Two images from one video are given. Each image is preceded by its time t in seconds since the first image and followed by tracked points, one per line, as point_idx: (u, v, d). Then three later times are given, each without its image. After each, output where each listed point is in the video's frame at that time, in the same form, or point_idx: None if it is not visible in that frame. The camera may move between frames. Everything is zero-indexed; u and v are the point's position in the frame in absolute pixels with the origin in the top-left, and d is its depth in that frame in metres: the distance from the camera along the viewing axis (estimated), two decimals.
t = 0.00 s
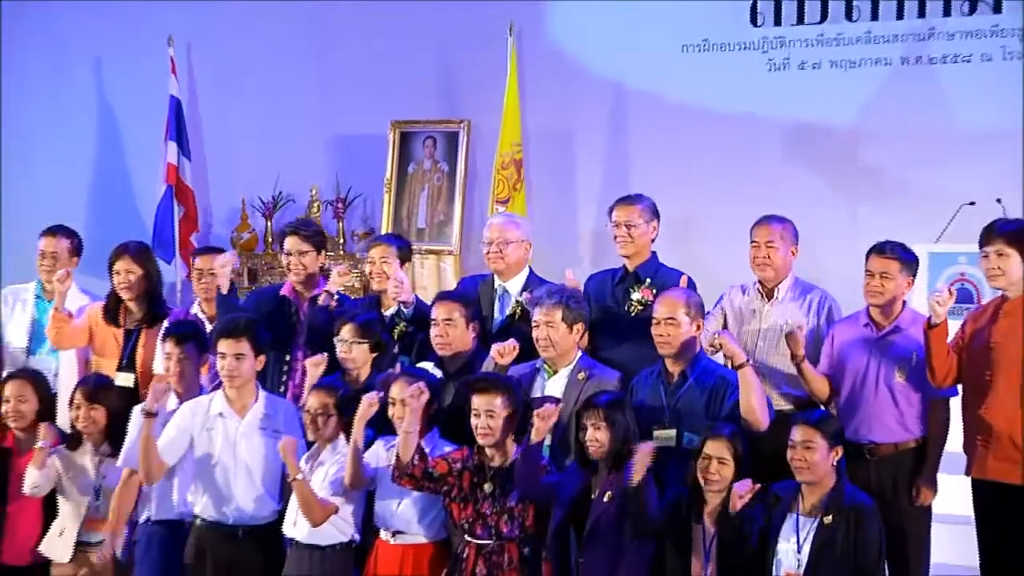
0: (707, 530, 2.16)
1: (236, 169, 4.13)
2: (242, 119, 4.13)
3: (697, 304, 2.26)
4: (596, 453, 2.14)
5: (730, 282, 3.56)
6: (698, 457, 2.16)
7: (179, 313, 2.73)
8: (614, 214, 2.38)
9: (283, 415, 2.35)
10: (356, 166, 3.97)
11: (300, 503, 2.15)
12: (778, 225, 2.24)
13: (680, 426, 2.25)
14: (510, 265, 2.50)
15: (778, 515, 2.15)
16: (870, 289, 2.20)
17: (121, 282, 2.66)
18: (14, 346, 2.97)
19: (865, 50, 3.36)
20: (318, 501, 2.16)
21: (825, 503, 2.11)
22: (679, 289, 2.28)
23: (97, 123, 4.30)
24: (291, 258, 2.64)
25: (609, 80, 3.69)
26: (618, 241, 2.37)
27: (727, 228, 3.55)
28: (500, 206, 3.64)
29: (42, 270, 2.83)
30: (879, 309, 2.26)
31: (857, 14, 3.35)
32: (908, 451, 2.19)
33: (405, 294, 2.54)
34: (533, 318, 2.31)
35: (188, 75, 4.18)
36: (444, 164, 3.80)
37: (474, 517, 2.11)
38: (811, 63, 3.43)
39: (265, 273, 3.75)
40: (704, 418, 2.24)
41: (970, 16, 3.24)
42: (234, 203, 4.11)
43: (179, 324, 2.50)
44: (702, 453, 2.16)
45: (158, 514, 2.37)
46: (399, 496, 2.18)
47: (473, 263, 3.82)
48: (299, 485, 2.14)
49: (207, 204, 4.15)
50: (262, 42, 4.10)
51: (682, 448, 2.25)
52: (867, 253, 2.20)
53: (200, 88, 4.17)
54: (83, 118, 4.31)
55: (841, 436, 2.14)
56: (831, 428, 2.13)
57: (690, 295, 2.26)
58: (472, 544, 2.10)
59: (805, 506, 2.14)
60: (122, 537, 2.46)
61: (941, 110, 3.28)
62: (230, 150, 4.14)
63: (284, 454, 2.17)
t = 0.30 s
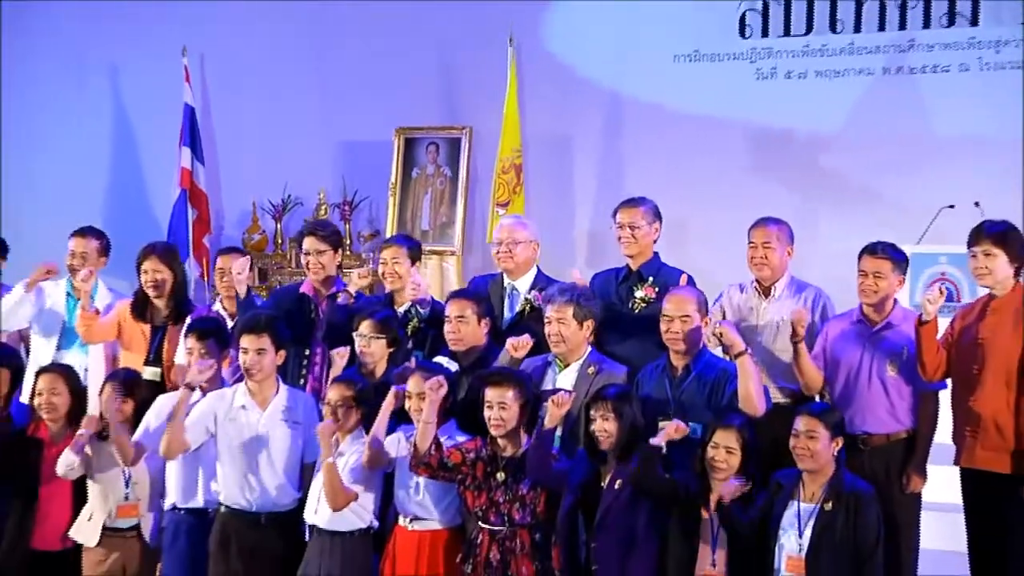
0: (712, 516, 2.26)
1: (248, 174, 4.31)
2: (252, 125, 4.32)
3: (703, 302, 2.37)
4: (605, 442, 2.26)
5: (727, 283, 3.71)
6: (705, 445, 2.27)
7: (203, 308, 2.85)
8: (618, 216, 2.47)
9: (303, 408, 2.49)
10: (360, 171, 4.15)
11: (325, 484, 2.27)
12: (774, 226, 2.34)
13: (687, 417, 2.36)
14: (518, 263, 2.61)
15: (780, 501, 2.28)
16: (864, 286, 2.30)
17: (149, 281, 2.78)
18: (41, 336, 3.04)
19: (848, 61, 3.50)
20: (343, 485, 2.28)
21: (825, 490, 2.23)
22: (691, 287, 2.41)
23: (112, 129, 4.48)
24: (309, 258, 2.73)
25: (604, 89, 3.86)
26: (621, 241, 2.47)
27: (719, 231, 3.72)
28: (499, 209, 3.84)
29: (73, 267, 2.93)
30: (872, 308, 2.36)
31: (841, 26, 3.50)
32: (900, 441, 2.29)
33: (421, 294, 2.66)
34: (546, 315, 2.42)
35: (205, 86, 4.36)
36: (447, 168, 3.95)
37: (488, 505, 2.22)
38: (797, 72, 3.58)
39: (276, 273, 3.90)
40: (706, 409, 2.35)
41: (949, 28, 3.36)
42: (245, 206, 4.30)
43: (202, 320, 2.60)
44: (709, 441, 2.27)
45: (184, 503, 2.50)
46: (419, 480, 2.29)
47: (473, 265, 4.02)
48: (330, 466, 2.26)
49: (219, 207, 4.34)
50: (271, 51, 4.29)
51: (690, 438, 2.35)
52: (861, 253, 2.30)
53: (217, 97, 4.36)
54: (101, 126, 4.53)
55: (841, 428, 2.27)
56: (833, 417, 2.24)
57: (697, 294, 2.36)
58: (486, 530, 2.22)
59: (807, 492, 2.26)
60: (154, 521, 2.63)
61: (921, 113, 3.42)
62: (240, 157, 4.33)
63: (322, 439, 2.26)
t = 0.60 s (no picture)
0: (707, 499, 2.40)
1: (238, 175, 4.18)
2: (247, 124, 4.17)
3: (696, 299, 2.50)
4: (604, 431, 2.39)
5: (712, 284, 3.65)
6: (700, 435, 2.40)
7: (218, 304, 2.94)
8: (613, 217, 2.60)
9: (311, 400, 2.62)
10: (359, 175, 4.02)
11: (336, 458, 2.42)
12: (760, 228, 2.45)
13: (681, 408, 2.48)
14: (518, 263, 2.73)
15: (769, 486, 2.42)
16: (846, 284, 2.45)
17: (164, 279, 2.91)
18: (65, 327, 3.13)
19: (819, 72, 3.44)
20: (351, 461, 2.42)
21: (813, 476, 2.37)
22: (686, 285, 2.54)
23: (99, 134, 4.31)
24: (317, 258, 2.87)
25: (586, 97, 3.77)
26: (615, 242, 2.59)
27: (715, 232, 3.63)
28: (489, 213, 3.78)
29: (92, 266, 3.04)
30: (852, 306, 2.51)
31: (812, 40, 3.43)
32: (879, 430, 2.42)
33: (426, 293, 2.77)
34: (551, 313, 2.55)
35: (205, 90, 4.19)
36: (439, 173, 3.89)
37: (493, 491, 2.36)
38: (771, 83, 3.52)
39: (276, 273, 3.78)
40: (698, 400, 2.47)
41: (914, 42, 3.32)
42: (246, 207, 4.15)
43: (219, 316, 2.72)
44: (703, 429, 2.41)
45: (198, 490, 2.63)
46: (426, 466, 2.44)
47: (464, 266, 3.91)
48: (344, 439, 2.41)
49: (219, 208, 4.17)
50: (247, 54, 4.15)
51: (682, 427, 2.46)
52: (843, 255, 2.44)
53: (215, 99, 4.19)
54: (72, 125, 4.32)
55: (827, 419, 2.38)
56: (820, 409, 2.35)
57: (692, 293, 2.49)
58: (491, 515, 2.36)
59: (794, 477, 2.40)
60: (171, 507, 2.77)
61: (888, 123, 3.40)
62: (231, 158, 4.19)
63: (347, 416, 2.40)
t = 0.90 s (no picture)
0: (697, 489, 2.54)
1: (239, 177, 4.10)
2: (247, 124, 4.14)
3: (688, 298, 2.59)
4: (603, 421, 2.54)
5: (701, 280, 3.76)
6: (694, 425, 2.53)
7: (229, 300, 2.98)
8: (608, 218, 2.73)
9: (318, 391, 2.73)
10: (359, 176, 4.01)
11: (345, 447, 2.56)
12: (745, 230, 2.61)
13: (676, 400, 2.57)
14: (517, 264, 2.80)
15: (759, 477, 2.51)
16: (829, 283, 2.57)
17: (176, 279, 2.97)
18: (82, 324, 3.07)
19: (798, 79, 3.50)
20: (360, 448, 2.56)
21: (801, 466, 2.49)
22: (678, 284, 2.64)
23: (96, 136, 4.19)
24: (321, 257, 2.91)
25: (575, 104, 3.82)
26: (609, 243, 2.73)
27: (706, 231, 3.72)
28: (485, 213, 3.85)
29: (109, 265, 3.09)
30: (833, 303, 2.56)
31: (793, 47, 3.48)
32: (861, 422, 2.52)
33: (430, 289, 2.83)
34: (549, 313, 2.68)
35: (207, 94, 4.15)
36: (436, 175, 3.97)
37: (497, 479, 2.50)
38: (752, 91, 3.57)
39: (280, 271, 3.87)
40: (693, 393, 2.56)
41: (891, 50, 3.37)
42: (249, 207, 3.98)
43: (232, 313, 2.85)
44: (692, 422, 2.54)
45: (211, 480, 2.75)
46: (433, 454, 2.56)
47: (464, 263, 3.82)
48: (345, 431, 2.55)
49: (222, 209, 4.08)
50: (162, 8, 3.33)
51: (676, 418, 2.56)
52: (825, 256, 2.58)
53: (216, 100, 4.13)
54: None
55: (815, 411, 2.51)
56: (808, 403, 2.50)
57: (687, 292, 2.59)
58: (494, 502, 2.50)
59: (783, 467, 2.50)
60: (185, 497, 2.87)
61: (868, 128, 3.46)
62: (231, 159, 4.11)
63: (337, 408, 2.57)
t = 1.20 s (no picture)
0: (695, 477, 2.65)
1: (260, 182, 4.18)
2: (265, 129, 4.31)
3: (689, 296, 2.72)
4: (607, 412, 2.67)
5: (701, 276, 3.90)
6: (692, 416, 2.63)
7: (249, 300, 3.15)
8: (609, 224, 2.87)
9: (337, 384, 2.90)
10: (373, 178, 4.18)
11: (366, 440, 2.69)
12: (738, 233, 2.74)
13: (676, 393, 2.71)
14: (525, 262, 2.96)
15: (756, 465, 2.62)
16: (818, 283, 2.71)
17: (199, 278, 3.12)
18: (111, 321, 3.32)
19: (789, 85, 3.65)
20: (379, 439, 2.70)
21: (796, 455, 2.59)
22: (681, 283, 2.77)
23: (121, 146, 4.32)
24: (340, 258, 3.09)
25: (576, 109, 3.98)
26: (611, 244, 2.86)
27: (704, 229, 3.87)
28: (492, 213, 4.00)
29: (136, 267, 3.29)
30: (821, 300, 2.72)
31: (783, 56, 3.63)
32: (850, 413, 2.67)
33: (442, 286, 2.98)
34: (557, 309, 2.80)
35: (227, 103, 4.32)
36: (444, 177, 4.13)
37: (508, 467, 2.62)
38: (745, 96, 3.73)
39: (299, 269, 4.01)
40: (693, 386, 2.70)
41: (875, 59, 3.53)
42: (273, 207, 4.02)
43: (254, 310, 3.00)
44: (692, 413, 2.65)
45: (236, 467, 2.92)
46: (447, 444, 2.70)
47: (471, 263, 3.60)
48: (365, 426, 2.69)
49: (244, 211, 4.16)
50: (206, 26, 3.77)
51: (676, 410, 2.70)
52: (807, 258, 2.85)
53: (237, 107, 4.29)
54: None
55: (809, 403, 2.62)
56: (802, 394, 2.58)
57: (686, 289, 2.73)
58: (507, 490, 2.63)
59: (779, 456, 2.60)
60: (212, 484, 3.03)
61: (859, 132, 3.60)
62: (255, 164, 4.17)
63: (356, 406, 2.71)
